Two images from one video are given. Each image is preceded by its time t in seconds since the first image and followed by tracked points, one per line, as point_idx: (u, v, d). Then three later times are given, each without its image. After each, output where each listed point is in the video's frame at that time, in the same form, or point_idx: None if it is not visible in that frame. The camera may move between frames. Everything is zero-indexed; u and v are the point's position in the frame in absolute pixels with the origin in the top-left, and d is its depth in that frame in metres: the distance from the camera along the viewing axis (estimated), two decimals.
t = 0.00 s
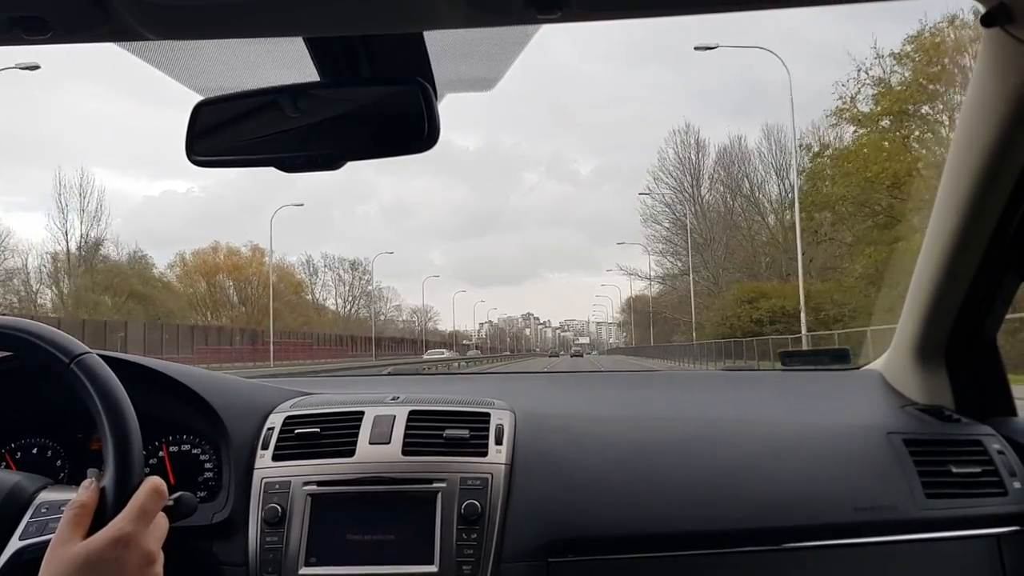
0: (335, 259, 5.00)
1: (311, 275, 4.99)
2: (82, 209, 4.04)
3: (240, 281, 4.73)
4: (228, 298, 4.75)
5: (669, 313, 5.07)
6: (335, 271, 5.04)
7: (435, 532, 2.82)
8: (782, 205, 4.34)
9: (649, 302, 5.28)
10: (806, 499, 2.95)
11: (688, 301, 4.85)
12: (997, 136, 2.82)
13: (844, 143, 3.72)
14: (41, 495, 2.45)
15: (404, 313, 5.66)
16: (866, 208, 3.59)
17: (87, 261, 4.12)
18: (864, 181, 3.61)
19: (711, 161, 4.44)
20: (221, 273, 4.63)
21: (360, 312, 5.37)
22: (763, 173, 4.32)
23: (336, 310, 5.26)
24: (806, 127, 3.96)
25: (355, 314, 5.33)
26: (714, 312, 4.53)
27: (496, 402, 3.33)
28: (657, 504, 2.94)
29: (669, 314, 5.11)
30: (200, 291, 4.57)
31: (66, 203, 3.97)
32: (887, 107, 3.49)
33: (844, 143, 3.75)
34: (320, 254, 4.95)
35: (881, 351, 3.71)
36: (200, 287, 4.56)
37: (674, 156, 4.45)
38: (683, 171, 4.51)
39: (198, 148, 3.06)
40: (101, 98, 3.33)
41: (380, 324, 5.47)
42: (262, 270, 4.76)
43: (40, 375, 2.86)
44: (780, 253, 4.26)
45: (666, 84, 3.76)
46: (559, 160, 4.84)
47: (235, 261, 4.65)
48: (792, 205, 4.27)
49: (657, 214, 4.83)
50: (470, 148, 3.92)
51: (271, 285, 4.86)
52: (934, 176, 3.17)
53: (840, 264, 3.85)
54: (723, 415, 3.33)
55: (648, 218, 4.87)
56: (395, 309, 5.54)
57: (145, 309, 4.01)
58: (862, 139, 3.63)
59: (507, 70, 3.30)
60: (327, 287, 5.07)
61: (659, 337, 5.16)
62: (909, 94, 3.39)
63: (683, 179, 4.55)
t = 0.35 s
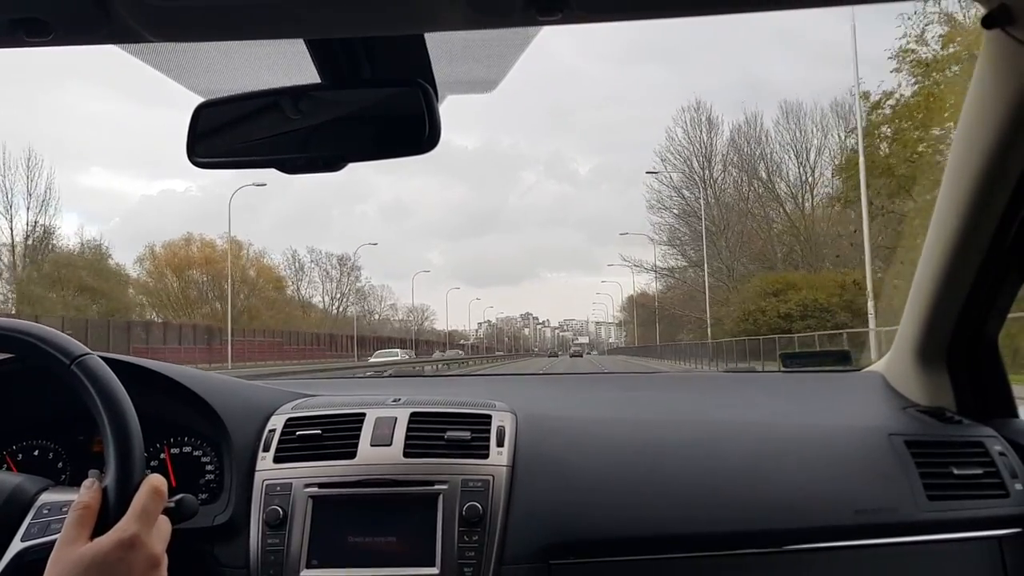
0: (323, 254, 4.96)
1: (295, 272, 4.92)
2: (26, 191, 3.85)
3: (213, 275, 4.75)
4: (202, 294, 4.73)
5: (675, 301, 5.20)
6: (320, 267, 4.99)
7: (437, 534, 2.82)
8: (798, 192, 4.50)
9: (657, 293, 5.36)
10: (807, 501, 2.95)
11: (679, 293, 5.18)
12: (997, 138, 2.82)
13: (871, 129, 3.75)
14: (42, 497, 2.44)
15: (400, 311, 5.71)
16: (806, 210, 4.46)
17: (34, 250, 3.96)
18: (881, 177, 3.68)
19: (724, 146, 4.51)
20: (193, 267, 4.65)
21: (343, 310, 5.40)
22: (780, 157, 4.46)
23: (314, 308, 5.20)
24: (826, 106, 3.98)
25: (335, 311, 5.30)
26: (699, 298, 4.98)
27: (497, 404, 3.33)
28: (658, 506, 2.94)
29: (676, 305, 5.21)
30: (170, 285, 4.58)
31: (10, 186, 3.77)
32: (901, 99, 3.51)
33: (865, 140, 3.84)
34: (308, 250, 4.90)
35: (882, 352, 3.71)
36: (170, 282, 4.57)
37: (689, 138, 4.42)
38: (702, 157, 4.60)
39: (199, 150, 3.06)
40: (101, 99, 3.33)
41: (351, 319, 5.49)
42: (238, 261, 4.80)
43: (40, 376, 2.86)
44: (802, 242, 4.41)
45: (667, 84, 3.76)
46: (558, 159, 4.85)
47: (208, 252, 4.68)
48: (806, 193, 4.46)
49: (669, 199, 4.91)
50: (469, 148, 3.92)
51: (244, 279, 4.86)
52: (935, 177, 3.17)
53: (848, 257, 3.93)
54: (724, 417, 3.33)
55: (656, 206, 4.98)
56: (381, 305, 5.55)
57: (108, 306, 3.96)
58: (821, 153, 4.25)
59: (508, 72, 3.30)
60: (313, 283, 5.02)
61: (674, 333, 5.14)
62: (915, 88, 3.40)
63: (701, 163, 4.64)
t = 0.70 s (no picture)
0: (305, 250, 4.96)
1: (277, 266, 4.95)
2: None
3: (177, 271, 4.50)
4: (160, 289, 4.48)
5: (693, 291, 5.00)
6: (303, 263, 4.99)
7: (436, 532, 2.82)
8: (824, 171, 4.28)
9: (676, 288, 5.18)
10: (804, 498, 2.96)
11: (696, 286, 4.97)
12: (998, 135, 2.81)
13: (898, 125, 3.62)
14: (42, 494, 2.45)
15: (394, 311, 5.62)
16: (835, 196, 4.22)
17: None
18: (887, 173, 3.72)
19: (742, 121, 4.11)
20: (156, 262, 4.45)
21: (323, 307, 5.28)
22: (806, 135, 4.16)
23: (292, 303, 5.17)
24: (845, 87, 3.79)
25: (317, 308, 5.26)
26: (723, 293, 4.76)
27: (497, 402, 3.34)
28: (657, 503, 2.95)
29: (698, 298, 4.97)
30: (132, 279, 4.41)
31: None
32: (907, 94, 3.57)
33: (889, 127, 3.69)
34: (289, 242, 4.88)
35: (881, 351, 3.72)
36: (133, 276, 4.41)
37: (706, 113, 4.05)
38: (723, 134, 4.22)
39: (198, 149, 3.07)
40: (100, 98, 3.34)
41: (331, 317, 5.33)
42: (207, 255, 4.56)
43: (40, 375, 2.87)
44: (830, 226, 4.21)
45: (666, 82, 3.76)
46: (557, 159, 4.87)
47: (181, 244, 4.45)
48: (832, 172, 4.26)
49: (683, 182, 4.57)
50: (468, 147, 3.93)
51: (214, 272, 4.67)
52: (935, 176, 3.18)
53: (851, 250, 3.93)
54: (723, 415, 3.34)
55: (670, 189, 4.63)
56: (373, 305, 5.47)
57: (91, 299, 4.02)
58: (849, 130, 4.01)
59: (508, 71, 3.30)
60: (296, 279, 5.03)
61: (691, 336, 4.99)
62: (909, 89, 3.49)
63: (722, 141, 4.27)
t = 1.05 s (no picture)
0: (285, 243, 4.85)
1: (256, 262, 4.80)
2: None
3: (137, 263, 4.54)
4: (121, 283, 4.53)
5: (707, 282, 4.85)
6: (284, 258, 4.89)
7: (436, 532, 2.82)
8: (852, 149, 4.08)
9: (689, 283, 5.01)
10: (804, 499, 2.95)
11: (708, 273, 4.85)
12: (997, 133, 2.80)
13: (901, 120, 3.65)
14: (41, 494, 2.45)
15: (390, 311, 5.59)
16: (866, 179, 3.99)
17: None
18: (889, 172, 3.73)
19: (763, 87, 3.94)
20: (114, 251, 4.41)
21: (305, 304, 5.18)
22: (839, 106, 3.93)
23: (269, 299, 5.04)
24: (846, 80, 3.78)
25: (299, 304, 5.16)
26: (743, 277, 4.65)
27: (496, 402, 3.33)
28: (657, 503, 2.94)
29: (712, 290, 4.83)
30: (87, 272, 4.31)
31: None
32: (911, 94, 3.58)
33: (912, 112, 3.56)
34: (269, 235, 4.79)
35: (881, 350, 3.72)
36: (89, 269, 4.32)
37: (726, 78, 3.80)
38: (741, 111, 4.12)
39: (198, 149, 3.06)
40: (99, 97, 3.33)
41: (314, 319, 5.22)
42: (177, 249, 4.58)
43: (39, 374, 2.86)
44: (865, 208, 4.01)
45: (666, 80, 3.75)
46: (556, 158, 4.87)
47: (148, 237, 4.50)
48: (861, 149, 4.04)
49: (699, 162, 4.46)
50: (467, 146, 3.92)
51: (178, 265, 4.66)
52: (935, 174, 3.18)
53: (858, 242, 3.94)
54: (722, 415, 3.33)
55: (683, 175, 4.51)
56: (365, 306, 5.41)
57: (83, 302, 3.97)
58: (875, 114, 3.86)
59: (508, 70, 3.30)
60: (277, 276, 4.95)
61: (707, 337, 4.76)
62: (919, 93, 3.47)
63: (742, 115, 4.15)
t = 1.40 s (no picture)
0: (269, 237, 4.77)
1: (236, 257, 4.72)
2: None
3: (91, 254, 4.27)
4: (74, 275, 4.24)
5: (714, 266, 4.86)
6: (265, 252, 4.82)
7: (435, 535, 2.82)
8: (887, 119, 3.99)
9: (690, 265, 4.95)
10: (804, 501, 2.95)
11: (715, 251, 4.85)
12: (997, 134, 2.80)
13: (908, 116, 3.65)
14: (41, 496, 2.45)
15: (388, 311, 5.59)
16: (881, 158, 4.03)
17: None
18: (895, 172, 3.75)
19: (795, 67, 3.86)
20: (66, 241, 4.12)
21: (288, 303, 5.06)
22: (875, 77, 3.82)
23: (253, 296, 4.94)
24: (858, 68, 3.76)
25: (283, 302, 5.04)
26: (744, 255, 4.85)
27: (497, 404, 3.33)
28: (656, 505, 2.94)
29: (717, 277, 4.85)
30: (36, 265, 4.07)
31: None
32: (919, 94, 3.58)
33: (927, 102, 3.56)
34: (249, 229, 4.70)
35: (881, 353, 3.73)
36: (36, 261, 4.08)
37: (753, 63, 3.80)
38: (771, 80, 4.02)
39: (198, 151, 3.06)
40: (98, 98, 3.33)
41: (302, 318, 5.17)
42: (141, 237, 4.41)
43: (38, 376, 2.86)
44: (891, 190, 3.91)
45: (664, 83, 3.75)
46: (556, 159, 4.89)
47: (106, 225, 4.23)
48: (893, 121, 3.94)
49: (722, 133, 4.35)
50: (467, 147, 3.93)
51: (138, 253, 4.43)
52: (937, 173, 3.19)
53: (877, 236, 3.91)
54: (722, 417, 3.34)
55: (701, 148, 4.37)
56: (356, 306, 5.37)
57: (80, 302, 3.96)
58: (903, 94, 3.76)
59: (508, 71, 3.30)
60: (257, 271, 4.86)
61: (722, 335, 4.80)
62: (925, 92, 3.46)
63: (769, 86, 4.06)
